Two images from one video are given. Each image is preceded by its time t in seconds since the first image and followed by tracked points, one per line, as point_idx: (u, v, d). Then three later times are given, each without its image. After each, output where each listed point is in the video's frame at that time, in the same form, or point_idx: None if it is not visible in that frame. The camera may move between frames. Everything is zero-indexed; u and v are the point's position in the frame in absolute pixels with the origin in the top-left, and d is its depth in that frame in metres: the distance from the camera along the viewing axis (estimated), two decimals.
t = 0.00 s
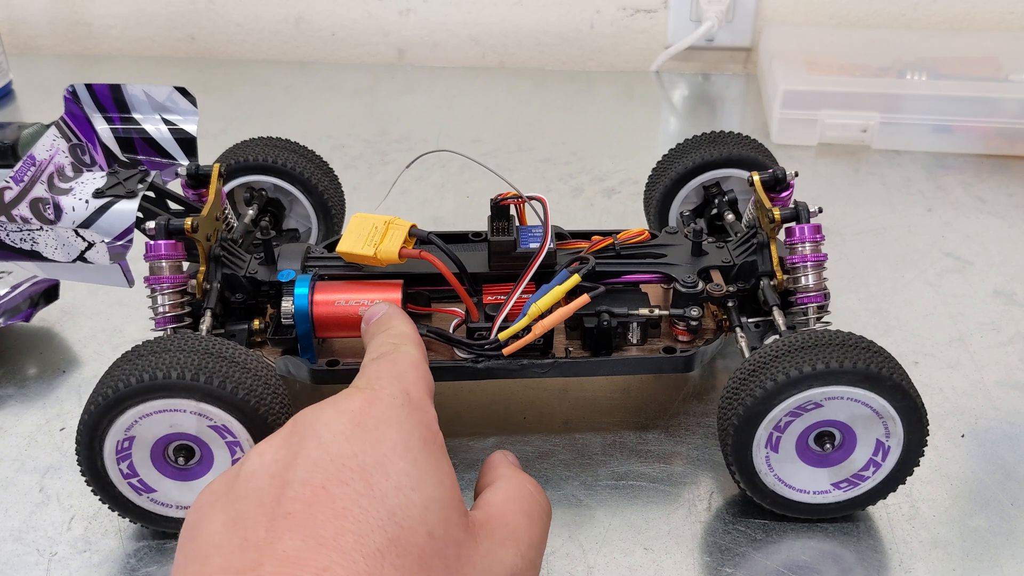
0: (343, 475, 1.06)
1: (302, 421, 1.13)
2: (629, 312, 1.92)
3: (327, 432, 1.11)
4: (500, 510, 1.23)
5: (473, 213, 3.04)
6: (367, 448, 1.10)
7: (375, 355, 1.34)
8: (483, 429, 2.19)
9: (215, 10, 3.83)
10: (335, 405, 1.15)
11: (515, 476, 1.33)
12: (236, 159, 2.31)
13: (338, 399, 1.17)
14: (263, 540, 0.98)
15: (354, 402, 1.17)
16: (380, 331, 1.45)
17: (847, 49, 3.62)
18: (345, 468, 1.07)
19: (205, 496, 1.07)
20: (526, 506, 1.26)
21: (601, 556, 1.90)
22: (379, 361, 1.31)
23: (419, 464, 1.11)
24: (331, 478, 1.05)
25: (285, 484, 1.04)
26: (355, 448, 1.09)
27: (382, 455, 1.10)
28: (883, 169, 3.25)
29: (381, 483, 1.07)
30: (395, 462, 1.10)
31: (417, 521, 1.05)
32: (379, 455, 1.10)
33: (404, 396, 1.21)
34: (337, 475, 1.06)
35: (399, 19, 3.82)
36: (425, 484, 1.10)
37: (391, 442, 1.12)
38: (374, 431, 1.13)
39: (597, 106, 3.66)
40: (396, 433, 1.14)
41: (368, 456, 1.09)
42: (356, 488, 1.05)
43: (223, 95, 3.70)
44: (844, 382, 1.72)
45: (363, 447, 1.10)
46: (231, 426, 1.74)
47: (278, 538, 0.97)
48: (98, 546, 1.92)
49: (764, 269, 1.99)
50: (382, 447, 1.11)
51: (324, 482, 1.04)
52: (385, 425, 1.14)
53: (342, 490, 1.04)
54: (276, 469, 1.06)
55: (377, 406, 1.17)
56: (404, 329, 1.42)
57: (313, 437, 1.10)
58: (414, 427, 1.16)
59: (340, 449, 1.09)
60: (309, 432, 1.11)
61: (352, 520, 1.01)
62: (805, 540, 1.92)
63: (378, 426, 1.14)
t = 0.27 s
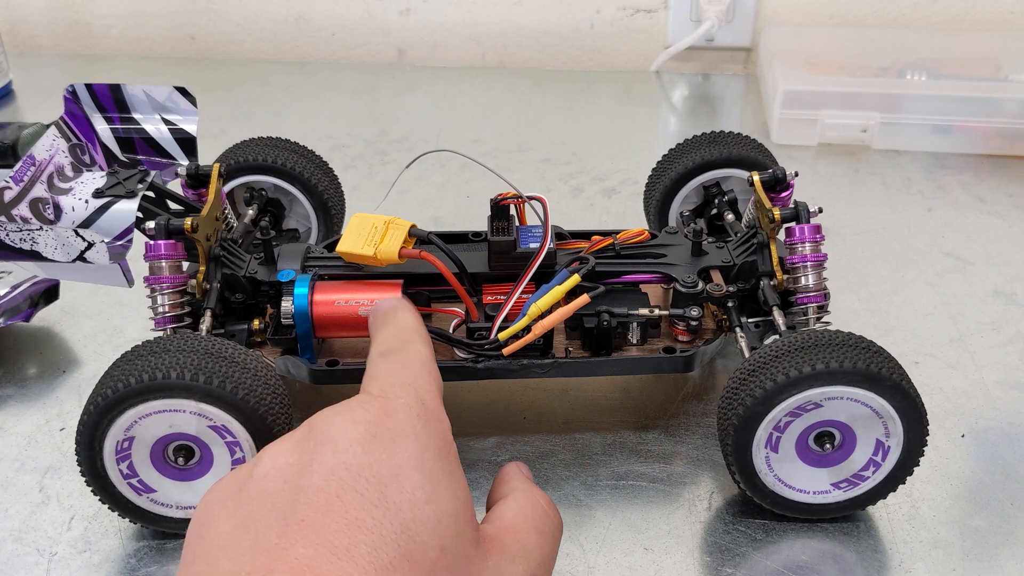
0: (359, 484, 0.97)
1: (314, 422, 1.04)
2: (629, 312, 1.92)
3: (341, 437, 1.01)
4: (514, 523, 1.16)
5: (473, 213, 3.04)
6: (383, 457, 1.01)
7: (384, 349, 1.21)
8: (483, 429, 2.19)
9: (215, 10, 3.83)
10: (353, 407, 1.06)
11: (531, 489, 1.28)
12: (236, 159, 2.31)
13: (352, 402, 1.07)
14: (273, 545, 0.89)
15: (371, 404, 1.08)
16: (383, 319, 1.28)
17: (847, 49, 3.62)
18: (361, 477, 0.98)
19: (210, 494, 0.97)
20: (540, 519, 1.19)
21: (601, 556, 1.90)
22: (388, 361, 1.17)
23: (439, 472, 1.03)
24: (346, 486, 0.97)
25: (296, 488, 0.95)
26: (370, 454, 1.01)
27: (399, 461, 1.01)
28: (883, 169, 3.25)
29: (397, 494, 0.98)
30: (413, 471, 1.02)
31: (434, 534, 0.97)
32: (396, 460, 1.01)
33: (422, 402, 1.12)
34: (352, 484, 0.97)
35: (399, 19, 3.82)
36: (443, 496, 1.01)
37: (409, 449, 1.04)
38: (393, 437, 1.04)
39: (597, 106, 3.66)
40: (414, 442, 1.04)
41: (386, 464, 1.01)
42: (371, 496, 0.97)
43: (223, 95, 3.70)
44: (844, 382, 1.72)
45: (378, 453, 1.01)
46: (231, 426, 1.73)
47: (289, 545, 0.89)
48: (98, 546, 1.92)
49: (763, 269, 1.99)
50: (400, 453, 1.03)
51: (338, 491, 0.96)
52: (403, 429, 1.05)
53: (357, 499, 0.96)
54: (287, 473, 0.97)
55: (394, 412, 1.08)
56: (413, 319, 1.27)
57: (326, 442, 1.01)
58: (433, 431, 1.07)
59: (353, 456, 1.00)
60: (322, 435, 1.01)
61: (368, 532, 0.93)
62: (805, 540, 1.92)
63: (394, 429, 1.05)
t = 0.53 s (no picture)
0: (354, 455, 1.09)
1: (310, 409, 1.16)
2: (628, 312, 1.91)
3: (334, 416, 1.14)
4: (507, 486, 1.29)
5: (473, 213, 3.04)
6: (374, 429, 1.13)
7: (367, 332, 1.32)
8: (483, 429, 2.19)
9: (215, 10, 3.83)
10: (343, 392, 1.17)
11: (526, 456, 1.40)
12: (235, 159, 2.31)
13: (343, 387, 1.18)
14: (279, 520, 1.01)
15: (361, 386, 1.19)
16: (364, 298, 1.38)
17: (847, 49, 3.62)
18: (356, 449, 1.10)
19: (221, 481, 1.11)
20: (533, 483, 1.31)
21: (601, 556, 1.90)
22: (374, 340, 1.28)
23: (426, 440, 1.14)
24: (342, 462, 1.08)
25: (298, 467, 1.08)
26: (361, 429, 1.12)
27: (390, 433, 1.13)
28: (883, 169, 3.25)
29: (390, 460, 1.10)
30: (404, 440, 1.13)
31: (427, 493, 1.08)
32: (387, 434, 1.13)
33: (407, 380, 1.22)
34: (349, 455, 1.09)
35: (399, 19, 3.82)
36: (432, 461, 1.12)
37: (397, 421, 1.15)
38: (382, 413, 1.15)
39: (597, 106, 3.66)
40: (403, 415, 1.16)
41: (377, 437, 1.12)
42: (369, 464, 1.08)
43: (223, 95, 3.70)
44: (842, 382, 1.72)
45: (370, 427, 1.13)
46: (231, 426, 1.74)
47: (295, 516, 1.01)
48: (98, 546, 1.92)
49: (763, 269, 1.99)
50: (390, 426, 1.14)
51: (336, 462, 1.08)
52: (391, 406, 1.17)
53: (355, 469, 1.07)
54: (287, 456, 1.10)
55: (383, 390, 1.19)
56: (392, 295, 1.37)
57: (322, 423, 1.13)
58: (419, 406, 1.18)
59: (347, 432, 1.12)
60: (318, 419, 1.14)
61: (366, 494, 1.04)
62: (805, 540, 1.92)
63: (382, 405, 1.16)
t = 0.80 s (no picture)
0: (366, 475, 1.07)
1: (322, 419, 1.14)
2: (627, 312, 1.91)
3: (346, 432, 1.12)
4: (521, 503, 1.24)
5: (473, 213, 3.04)
6: (386, 449, 1.10)
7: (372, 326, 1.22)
8: (483, 429, 2.19)
9: (215, 10, 3.83)
10: (355, 405, 1.15)
11: (544, 467, 1.35)
12: (234, 159, 2.31)
13: (355, 398, 1.16)
14: (288, 537, 1.01)
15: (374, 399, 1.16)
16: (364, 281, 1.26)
17: (847, 49, 3.62)
18: (368, 468, 1.08)
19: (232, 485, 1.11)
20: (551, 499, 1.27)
21: (601, 556, 1.90)
22: (378, 342, 1.21)
23: (439, 461, 1.11)
24: (353, 481, 1.07)
25: (308, 482, 1.07)
26: (372, 448, 1.10)
27: (402, 453, 1.11)
28: (883, 169, 3.25)
29: (401, 481, 1.08)
30: (415, 461, 1.10)
31: (436, 517, 1.06)
32: (399, 455, 1.10)
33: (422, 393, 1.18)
34: (360, 475, 1.07)
35: (399, 19, 3.81)
36: (443, 483, 1.09)
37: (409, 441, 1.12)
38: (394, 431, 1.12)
39: (597, 106, 3.66)
40: (416, 433, 1.13)
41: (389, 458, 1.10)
42: (380, 485, 1.07)
43: (223, 95, 3.70)
44: (840, 382, 1.72)
45: (382, 445, 1.11)
46: (229, 426, 1.73)
47: (304, 536, 1.01)
48: (98, 546, 1.92)
49: (762, 269, 1.99)
50: (402, 446, 1.11)
51: (347, 481, 1.07)
52: (404, 424, 1.14)
53: (365, 490, 1.06)
54: (298, 467, 1.09)
55: (396, 404, 1.15)
56: (396, 280, 1.26)
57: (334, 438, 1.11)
58: (434, 422, 1.15)
59: (358, 450, 1.10)
60: (330, 432, 1.12)
61: (375, 518, 1.03)
62: (805, 540, 1.92)
63: (395, 423, 1.13)
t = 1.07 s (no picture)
0: (375, 475, 1.07)
1: (329, 419, 1.14)
2: (628, 312, 1.91)
3: (356, 432, 1.11)
4: (524, 509, 1.26)
5: (473, 213, 3.04)
6: (396, 450, 1.10)
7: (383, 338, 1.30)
8: (483, 429, 2.19)
9: (215, 10, 3.83)
10: (365, 406, 1.15)
11: (544, 476, 1.38)
12: (234, 159, 2.31)
13: (365, 399, 1.16)
14: (294, 534, 0.99)
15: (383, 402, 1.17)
16: (378, 305, 1.36)
17: (847, 49, 3.62)
18: (377, 468, 1.08)
19: (232, 485, 1.08)
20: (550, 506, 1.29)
21: (601, 556, 1.90)
22: (391, 349, 1.26)
23: (447, 465, 1.12)
24: (362, 480, 1.06)
25: (316, 481, 1.05)
26: (383, 448, 1.10)
27: (412, 455, 1.11)
28: (883, 169, 3.25)
29: (410, 482, 1.08)
30: (423, 463, 1.11)
31: (444, 519, 1.06)
32: (409, 456, 1.10)
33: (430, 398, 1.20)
34: (369, 474, 1.06)
35: (399, 19, 3.81)
36: (451, 486, 1.10)
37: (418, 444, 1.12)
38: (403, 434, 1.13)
39: (597, 106, 3.66)
40: (424, 436, 1.14)
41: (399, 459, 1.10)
42: (390, 486, 1.06)
43: (223, 95, 3.70)
44: (841, 382, 1.72)
45: (391, 447, 1.11)
46: (229, 426, 1.73)
47: (311, 534, 0.98)
48: (98, 546, 1.92)
49: (762, 269, 1.99)
50: (412, 448, 1.12)
51: (355, 480, 1.05)
52: (412, 426, 1.14)
53: (374, 489, 1.05)
54: (305, 466, 1.07)
55: (405, 407, 1.17)
56: (409, 303, 1.35)
57: (343, 437, 1.10)
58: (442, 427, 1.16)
59: (368, 450, 1.09)
60: (337, 431, 1.11)
61: (384, 517, 1.02)
62: (805, 540, 1.92)
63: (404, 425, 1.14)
